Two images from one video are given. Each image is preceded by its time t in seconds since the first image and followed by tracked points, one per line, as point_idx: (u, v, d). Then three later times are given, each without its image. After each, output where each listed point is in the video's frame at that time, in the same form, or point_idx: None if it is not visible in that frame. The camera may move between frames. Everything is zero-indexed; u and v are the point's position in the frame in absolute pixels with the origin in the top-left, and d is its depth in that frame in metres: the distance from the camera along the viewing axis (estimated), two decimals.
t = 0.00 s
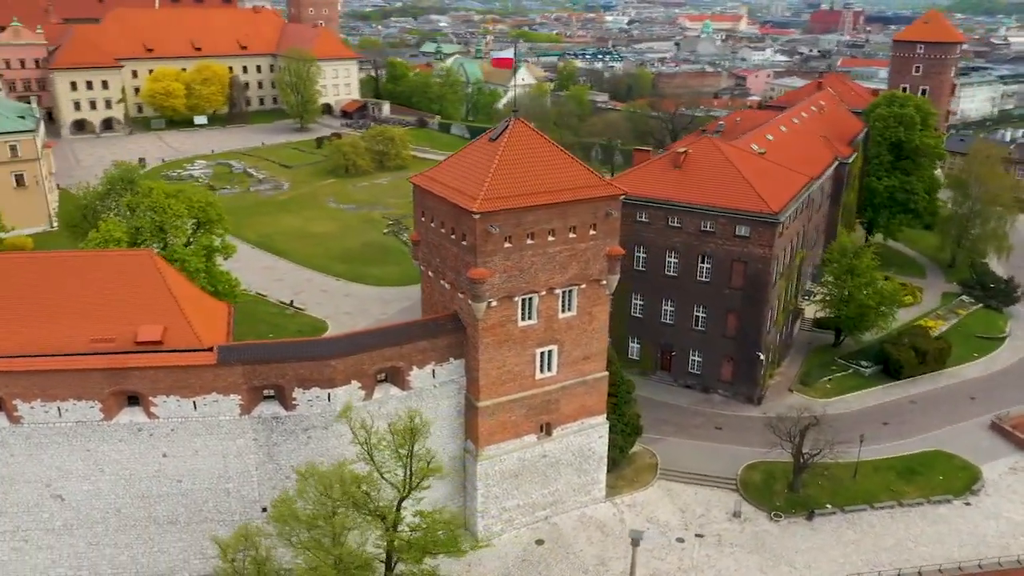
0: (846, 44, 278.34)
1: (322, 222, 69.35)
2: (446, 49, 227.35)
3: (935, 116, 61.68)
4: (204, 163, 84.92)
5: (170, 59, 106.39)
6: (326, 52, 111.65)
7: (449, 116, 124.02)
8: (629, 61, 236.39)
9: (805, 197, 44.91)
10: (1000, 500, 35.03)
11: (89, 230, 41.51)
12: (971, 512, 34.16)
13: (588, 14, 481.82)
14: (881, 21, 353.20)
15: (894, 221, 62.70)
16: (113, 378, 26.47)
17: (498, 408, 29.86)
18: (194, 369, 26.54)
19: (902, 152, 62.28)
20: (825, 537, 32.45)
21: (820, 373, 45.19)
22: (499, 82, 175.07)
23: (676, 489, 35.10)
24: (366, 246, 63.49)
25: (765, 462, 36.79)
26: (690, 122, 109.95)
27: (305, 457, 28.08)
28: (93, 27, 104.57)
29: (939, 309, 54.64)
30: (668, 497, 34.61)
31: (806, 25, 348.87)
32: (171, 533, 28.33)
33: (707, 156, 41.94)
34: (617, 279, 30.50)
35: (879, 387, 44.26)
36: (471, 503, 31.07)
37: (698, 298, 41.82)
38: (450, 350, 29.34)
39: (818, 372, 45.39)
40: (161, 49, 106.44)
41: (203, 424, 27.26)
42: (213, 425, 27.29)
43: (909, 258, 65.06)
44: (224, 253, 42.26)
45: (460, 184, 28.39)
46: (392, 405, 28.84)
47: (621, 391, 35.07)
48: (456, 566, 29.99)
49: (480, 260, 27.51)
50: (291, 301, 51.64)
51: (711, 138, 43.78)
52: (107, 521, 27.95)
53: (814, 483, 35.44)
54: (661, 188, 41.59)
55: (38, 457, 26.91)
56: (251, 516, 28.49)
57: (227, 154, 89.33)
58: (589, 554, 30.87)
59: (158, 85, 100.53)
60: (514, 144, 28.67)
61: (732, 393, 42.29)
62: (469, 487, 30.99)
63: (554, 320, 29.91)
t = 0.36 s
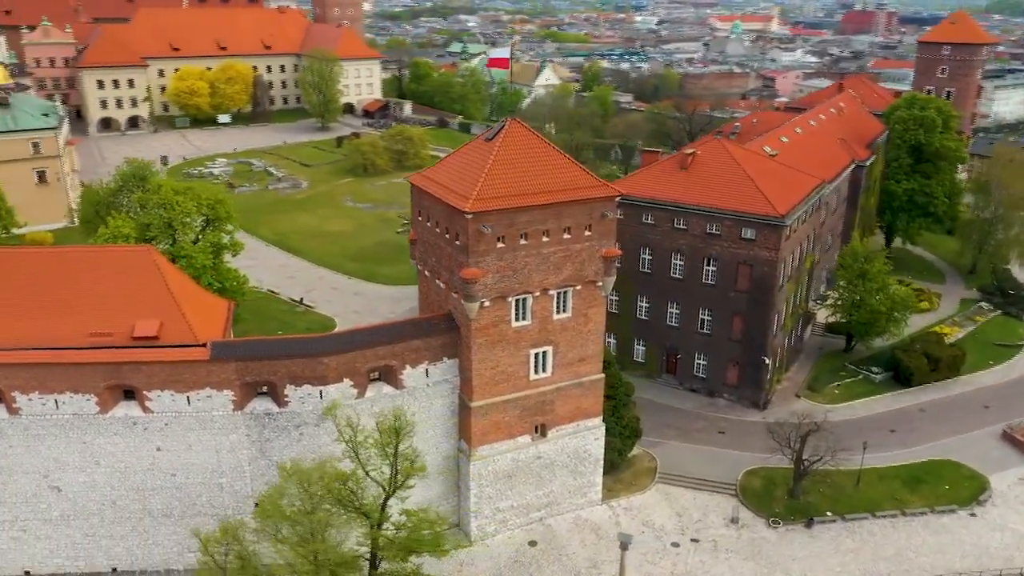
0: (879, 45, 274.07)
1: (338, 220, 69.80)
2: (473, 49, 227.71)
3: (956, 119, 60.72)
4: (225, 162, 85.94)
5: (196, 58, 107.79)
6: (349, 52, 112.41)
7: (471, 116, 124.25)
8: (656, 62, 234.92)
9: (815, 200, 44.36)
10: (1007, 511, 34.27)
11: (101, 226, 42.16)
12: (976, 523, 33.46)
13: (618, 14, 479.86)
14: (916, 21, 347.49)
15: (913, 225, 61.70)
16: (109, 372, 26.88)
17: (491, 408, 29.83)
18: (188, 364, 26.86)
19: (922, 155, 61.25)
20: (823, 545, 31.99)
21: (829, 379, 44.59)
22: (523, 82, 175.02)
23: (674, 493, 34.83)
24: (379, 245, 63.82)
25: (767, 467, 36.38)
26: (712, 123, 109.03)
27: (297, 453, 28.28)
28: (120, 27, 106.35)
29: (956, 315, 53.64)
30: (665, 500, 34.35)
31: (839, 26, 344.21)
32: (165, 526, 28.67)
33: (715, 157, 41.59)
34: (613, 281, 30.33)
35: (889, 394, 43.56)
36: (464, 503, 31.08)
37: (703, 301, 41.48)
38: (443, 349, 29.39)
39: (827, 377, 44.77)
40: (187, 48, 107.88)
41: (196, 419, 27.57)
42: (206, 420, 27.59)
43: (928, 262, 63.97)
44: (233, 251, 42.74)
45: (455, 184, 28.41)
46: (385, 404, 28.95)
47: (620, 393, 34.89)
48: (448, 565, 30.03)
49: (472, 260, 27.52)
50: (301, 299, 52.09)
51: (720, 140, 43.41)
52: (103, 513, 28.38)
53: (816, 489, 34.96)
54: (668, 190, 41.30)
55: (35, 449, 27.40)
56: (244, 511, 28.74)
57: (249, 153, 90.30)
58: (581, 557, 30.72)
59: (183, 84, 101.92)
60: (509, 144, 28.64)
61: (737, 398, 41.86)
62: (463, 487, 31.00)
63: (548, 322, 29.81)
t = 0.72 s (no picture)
0: (912, 47, 269.93)
1: (352, 219, 70.18)
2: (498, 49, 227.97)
3: (978, 122, 59.48)
4: (245, 160, 86.85)
5: (221, 57, 109.04)
6: (371, 52, 113.08)
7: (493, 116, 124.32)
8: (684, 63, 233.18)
9: (826, 203, 43.69)
10: (1013, 523, 33.51)
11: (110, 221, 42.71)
12: (980, 534, 32.76)
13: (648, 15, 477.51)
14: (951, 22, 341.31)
15: (931, 230, 60.67)
16: (103, 365, 27.26)
17: (483, 409, 29.80)
18: (181, 359, 27.17)
19: (942, 159, 60.19)
20: (820, 553, 31.52)
21: (837, 385, 43.93)
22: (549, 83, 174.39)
23: (671, 497, 34.53)
24: (391, 244, 64.10)
25: (767, 473, 35.93)
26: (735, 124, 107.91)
27: (289, 449, 28.48)
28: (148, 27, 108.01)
29: (973, 322, 52.56)
30: (661, 504, 34.07)
31: (872, 26, 338.94)
32: (159, 519, 29.03)
33: (722, 159, 41.17)
34: (607, 282, 30.14)
35: (898, 401, 42.83)
36: (456, 502, 31.08)
37: (708, 304, 41.07)
38: (435, 349, 29.43)
39: (836, 383, 44.07)
40: (212, 47, 109.18)
41: (188, 414, 27.86)
42: (199, 415, 27.87)
43: (948, 267, 62.84)
44: (240, 248, 43.13)
45: (448, 184, 28.37)
46: (376, 402, 29.05)
47: (617, 396, 34.66)
48: (439, 564, 30.07)
49: (464, 260, 27.50)
50: (310, 297, 52.51)
51: (729, 141, 42.95)
52: (99, 505, 28.80)
53: (815, 496, 34.49)
54: (673, 192, 40.95)
55: (32, 440, 27.88)
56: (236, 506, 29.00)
57: (269, 151, 91.18)
58: (572, 560, 30.58)
59: (207, 83, 103.15)
60: (504, 145, 28.53)
61: (741, 402, 41.40)
62: (455, 486, 31.00)
63: (541, 323, 29.71)
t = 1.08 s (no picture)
0: (940, 48, 264.89)
1: (363, 219, 70.42)
2: (520, 50, 227.99)
3: (993, 125, 58.55)
4: (260, 159, 87.55)
5: (240, 57, 110.02)
6: (388, 52, 113.64)
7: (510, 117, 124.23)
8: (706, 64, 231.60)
9: (831, 206, 43.15)
10: (1013, 534, 32.85)
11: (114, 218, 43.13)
12: (978, 544, 32.15)
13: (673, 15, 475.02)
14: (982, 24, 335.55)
15: (945, 234, 59.79)
16: (94, 361, 27.58)
17: (471, 409, 29.77)
18: (171, 356, 27.45)
19: (956, 162, 59.42)
20: (812, 561, 31.13)
21: (840, 390, 43.37)
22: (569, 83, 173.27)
23: (665, 501, 34.28)
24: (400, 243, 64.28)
25: (764, 479, 35.56)
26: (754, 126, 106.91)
27: (277, 447, 28.65)
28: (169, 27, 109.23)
29: (985, 327, 51.67)
30: (654, 508, 33.83)
31: (900, 28, 334.42)
32: (149, 514, 29.33)
33: (724, 160, 40.80)
34: (598, 284, 29.95)
35: (903, 407, 42.20)
36: (446, 503, 31.10)
37: (708, 306, 40.73)
38: (424, 349, 29.46)
39: (839, 388, 43.51)
40: (231, 47, 110.14)
41: (178, 411, 28.11)
42: (188, 412, 28.11)
43: (962, 272, 61.90)
44: (244, 246, 43.45)
45: (437, 184, 28.37)
46: (365, 401, 29.14)
47: (611, 399, 34.46)
48: (426, 564, 30.10)
49: (451, 260, 27.49)
50: (316, 296, 52.81)
51: (732, 143, 42.56)
52: (91, 499, 29.16)
53: (811, 503, 34.07)
54: (674, 193, 40.64)
55: (26, 434, 28.28)
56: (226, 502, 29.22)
57: (284, 151, 91.81)
58: (560, 562, 30.46)
59: (226, 83, 104.09)
60: (494, 145, 28.46)
61: (741, 406, 41.01)
62: (445, 486, 31.01)
63: (530, 324, 29.62)
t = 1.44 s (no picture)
0: (969, 50, 260.89)
1: (374, 219, 70.68)
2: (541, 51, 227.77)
3: (1009, 127, 57.72)
4: (275, 159, 88.26)
5: (258, 58, 110.90)
6: (405, 52, 114.15)
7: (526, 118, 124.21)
8: (728, 65, 230.08)
9: (837, 208, 42.63)
10: (1015, 544, 32.20)
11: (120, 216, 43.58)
12: (977, 554, 31.56)
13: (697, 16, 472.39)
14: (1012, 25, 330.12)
15: (959, 239, 58.81)
16: (87, 357, 27.90)
17: (461, 410, 29.73)
18: (163, 353, 27.70)
19: (971, 165, 58.22)
20: (805, 567, 30.73)
21: (844, 396, 42.80)
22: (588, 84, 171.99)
23: (659, 505, 34.01)
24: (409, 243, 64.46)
25: (761, 483, 35.19)
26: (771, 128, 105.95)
27: (266, 445, 28.81)
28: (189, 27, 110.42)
29: (997, 333, 50.77)
30: (648, 512, 33.58)
31: (929, 28, 329.84)
32: (141, 509, 29.60)
33: (727, 162, 40.46)
34: (590, 286, 29.79)
35: (907, 413, 41.56)
36: (437, 503, 31.09)
37: (709, 309, 40.40)
38: (415, 348, 29.51)
39: (844, 394, 42.95)
40: (250, 48, 111.08)
41: (169, 408, 28.37)
42: (178, 409, 28.36)
43: (976, 277, 60.91)
44: (248, 245, 43.75)
45: (428, 185, 28.38)
46: (355, 400, 29.24)
47: (605, 401, 34.29)
48: (415, 565, 30.10)
49: (440, 261, 27.49)
50: (321, 295, 53.07)
51: (736, 144, 42.19)
52: (85, 494, 29.50)
53: (807, 509, 33.64)
54: (675, 195, 40.37)
55: (21, 429, 28.68)
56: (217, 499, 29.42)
57: (300, 151, 92.47)
58: (550, 565, 30.33)
59: (244, 83, 104.97)
60: (485, 146, 28.44)
61: (742, 411, 40.63)
62: (435, 487, 31.01)
63: (521, 325, 29.56)
